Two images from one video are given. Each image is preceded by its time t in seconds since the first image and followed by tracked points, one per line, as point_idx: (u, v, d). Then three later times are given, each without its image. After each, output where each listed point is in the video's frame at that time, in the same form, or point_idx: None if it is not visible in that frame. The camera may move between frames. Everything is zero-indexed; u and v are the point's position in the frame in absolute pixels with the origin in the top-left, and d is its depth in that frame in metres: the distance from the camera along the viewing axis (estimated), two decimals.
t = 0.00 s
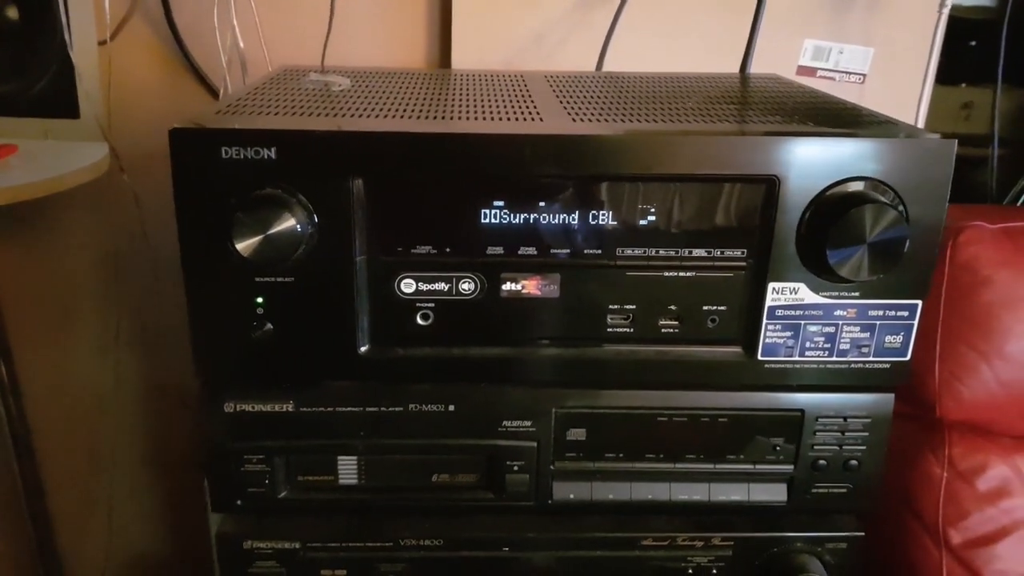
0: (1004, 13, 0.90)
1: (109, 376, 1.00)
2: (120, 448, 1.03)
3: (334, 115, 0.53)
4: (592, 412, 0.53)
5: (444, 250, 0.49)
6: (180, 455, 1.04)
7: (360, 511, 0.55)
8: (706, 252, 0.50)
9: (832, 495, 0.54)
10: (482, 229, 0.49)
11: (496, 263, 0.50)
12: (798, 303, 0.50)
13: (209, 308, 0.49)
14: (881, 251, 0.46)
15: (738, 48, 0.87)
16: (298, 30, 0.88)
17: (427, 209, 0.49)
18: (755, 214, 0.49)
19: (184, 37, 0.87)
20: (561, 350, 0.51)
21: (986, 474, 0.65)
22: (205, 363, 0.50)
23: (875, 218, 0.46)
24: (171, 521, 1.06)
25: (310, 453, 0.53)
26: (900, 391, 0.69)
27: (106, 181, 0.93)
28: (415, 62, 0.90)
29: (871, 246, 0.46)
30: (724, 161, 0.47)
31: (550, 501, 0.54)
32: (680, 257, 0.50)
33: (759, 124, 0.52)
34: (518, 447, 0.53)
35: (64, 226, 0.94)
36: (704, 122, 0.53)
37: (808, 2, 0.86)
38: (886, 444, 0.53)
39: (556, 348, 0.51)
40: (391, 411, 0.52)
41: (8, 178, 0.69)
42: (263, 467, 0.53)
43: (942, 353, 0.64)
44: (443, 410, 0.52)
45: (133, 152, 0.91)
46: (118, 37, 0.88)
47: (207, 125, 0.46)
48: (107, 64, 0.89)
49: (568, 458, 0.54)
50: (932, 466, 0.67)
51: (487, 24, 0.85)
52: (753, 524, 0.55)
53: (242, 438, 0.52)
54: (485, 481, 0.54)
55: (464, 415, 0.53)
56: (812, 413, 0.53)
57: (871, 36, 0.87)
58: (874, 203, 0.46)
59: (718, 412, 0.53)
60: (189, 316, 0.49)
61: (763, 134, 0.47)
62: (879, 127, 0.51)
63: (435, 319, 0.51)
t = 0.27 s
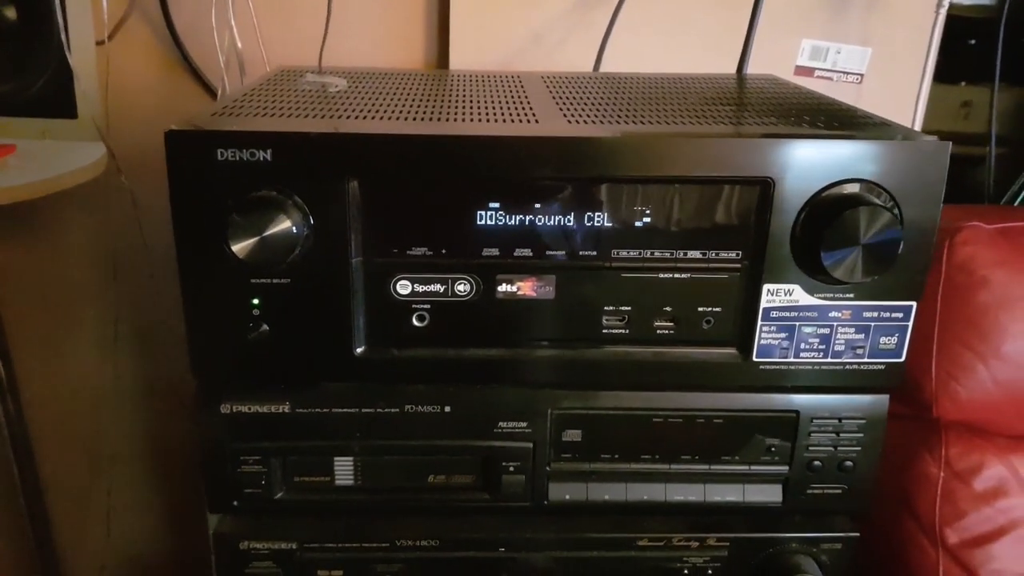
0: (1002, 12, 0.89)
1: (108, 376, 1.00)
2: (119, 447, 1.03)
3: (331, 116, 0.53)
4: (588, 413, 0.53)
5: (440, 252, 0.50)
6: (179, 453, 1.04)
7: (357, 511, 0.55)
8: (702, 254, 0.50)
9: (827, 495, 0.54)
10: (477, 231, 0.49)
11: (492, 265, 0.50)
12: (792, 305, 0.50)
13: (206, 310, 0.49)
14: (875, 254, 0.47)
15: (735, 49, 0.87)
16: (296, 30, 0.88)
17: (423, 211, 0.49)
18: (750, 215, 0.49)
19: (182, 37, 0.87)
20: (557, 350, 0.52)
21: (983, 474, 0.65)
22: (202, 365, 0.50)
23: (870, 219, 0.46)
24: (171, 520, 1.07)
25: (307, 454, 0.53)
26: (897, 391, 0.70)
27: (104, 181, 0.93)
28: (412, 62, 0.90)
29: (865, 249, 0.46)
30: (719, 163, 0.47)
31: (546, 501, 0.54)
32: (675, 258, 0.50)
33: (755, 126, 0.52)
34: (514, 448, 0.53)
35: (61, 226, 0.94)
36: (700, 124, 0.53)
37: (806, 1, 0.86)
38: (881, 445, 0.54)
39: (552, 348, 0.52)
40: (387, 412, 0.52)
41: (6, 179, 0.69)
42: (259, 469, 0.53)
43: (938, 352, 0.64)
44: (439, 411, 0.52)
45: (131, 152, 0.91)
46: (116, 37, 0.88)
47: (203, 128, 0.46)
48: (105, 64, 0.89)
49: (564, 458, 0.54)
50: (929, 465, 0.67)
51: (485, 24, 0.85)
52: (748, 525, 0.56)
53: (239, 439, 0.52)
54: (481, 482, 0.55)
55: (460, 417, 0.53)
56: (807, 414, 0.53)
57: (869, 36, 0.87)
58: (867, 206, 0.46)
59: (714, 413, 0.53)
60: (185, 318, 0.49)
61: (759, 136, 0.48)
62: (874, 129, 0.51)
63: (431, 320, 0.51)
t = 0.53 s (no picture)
0: (1001, 13, 0.89)
1: (108, 378, 1.00)
2: (119, 450, 1.03)
3: (331, 122, 0.53)
4: (587, 417, 0.53)
5: (440, 257, 0.50)
6: (179, 454, 1.04)
7: (357, 514, 0.55)
8: (700, 258, 0.50)
9: (825, 498, 0.55)
10: (476, 236, 0.49)
11: (491, 269, 0.50)
12: (790, 309, 0.50)
13: (206, 314, 0.49)
14: (872, 259, 0.47)
15: (734, 51, 0.87)
16: (296, 32, 0.88)
17: (422, 217, 0.49)
18: (748, 220, 0.49)
19: (182, 39, 0.88)
20: (556, 355, 0.52)
21: (981, 475, 0.65)
22: (202, 369, 0.50)
23: (866, 225, 0.46)
24: (170, 522, 1.07)
25: (307, 458, 0.53)
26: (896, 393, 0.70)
27: (104, 183, 0.93)
28: (413, 65, 0.90)
29: (862, 254, 0.47)
30: (718, 169, 0.48)
31: (545, 504, 0.55)
32: (673, 263, 0.50)
33: (754, 131, 0.52)
34: (513, 452, 0.53)
35: (61, 228, 0.94)
36: (699, 129, 0.53)
37: (805, 4, 0.86)
38: (879, 448, 0.54)
39: (551, 352, 0.52)
40: (387, 416, 0.53)
41: (8, 182, 0.69)
42: (259, 472, 0.53)
43: (937, 354, 0.64)
44: (439, 415, 0.53)
45: (132, 154, 0.92)
46: (117, 39, 0.88)
47: (204, 133, 0.46)
48: (106, 67, 0.89)
49: (563, 462, 0.54)
50: (927, 467, 0.67)
51: (484, 26, 0.85)
52: (746, 528, 0.56)
53: (239, 443, 0.52)
54: (480, 485, 0.55)
55: (459, 420, 0.53)
56: (804, 418, 0.53)
57: (867, 38, 0.87)
58: (865, 211, 0.46)
59: (712, 417, 0.53)
60: (186, 322, 0.49)
61: (757, 141, 0.48)
62: (872, 135, 0.51)
63: (430, 324, 0.51)
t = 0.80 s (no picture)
0: (1001, 15, 0.90)
1: (110, 380, 1.00)
2: (120, 451, 1.03)
3: (334, 126, 0.53)
4: (588, 420, 0.54)
5: (442, 261, 0.50)
6: (180, 456, 1.04)
7: (359, 517, 0.55)
8: (701, 263, 0.50)
9: (825, 501, 0.55)
10: (479, 240, 0.50)
11: (493, 274, 0.50)
12: (790, 314, 0.50)
13: (210, 319, 0.50)
14: (872, 264, 0.47)
15: (734, 55, 0.88)
16: (298, 36, 0.88)
17: (425, 221, 0.49)
18: (749, 225, 0.50)
19: (184, 43, 0.88)
20: (558, 358, 0.52)
21: (981, 477, 0.65)
22: (206, 373, 0.51)
23: (866, 230, 0.46)
24: (172, 524, 1.07)
25: (309, 461, 0.53)
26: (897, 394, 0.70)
27: (106, 185, 0.93)
28: (414, 68, 0.91)
29: (862, 258, 0.47)
30: (719, 174, 0.48)
31: (547, 507, 0.55)
32: (674, 267, 0.50)
33: (754, 136, 0.52)
34: (515, 455, 0.54)
35: (64, 230, 0.95)
36: (700, 134, 0.53)
37: (805, 7, 0.86)
38: (879, 451, 0.54)
39: (553, 356, 0.52)
40: (389, 420, 0.53)
41: (12, 184, 0.69)
42: (263, 475, 0.53)
43: (937, 356, 0.64)
44: (441, 418, 0.53)
45: (133, 156, 0.92)
46: (119, 43, 0.89)
47: (209, 139, 0.47)
48: (108, 70, 0.90)
49: (564, 465, 0.54)
50: (926, 468, 0.68)
51: (486, 29, 0.85)
52: (747, 531, 0.56)
53: (243, 447, 0.53)
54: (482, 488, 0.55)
55: (461, 424, 0.53)
56: (805, 421, 0.54)
57: (868, 41, 0.87)
58: (865, 216, 0.46)
59: (713, 420, 0.54)
60: (190, 326, 0.50)
61: (759, 146, 0.48)
62: (872, 139, 0.52)
63: (433, 328, 0.51)
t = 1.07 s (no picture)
0: (1001, 18, 0.90)
1: (113, 382, 1.01)
2: (123, 453, 1.04)
3: (338, 134, 0.54)
4: (590, 425, 0.54)
5: (445, 268, 0.50)
6: (184, 458, 1.04)
7: (363, 522, 0.56)
8: (702, 270, 0.51)
9: (825, 506, 0.55)
10: (481, 247, 0.50)
11: (496, 281, 0.51)
12: (790, 320, 0.51)
13: (216, 325, 0.50)
14: (871, 271, 0.48)
15: (735, 60, 0.88)
16: (301, 41, 0.89)
17: (429, 229, 0.50)
18: (750, 233, 0.50)
19: (187, 48, 0.88)
20: (561, 364, 0.53)
21: (980, 479, 0.66)
22: (211, 379, 0.51)
23: (866, 239, 0.47)
24: (174, 526, 1.07)
25: (314, 466, 0.54)
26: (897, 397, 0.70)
27: (110, 189, 0.94)
28: (416, 73, 0.91)
29: (861, 266, 0.47)
30: (720, 182, 0.48)
31: (549, 511, 0.55)
32: (675, 274, 0.51)
33: (755, 144, 0.53)
34: (517, 460, 0.54)
35: (68, 233, 0.95)
36: (701, 141, 0.54)
37: (805, 12, 0.86)
38: (879, 456, 0.55)
39: (556, 362, 0.53)
40: (393, 425, 0.53)
41: (19, 188, 0.69)
42: (267, 480, 0.54)
43: (937, 360, 0.64)
44: (444, 424, 0.53)
45: (137, 161, 0.92)
46: (123, 48, 0.89)
47: (215, 148, 0.47)
48: (112, 75, 0.90)
49: (566, 470, 0.55)
50: (926, 471, 0.68)
51: (488, 34, 0.86)
52: (747, 535, 0.57)
53: (248, 452, 0.53)
54: (485, 493, 0.56)
55: (464, 429, 0.54)
56: (805, 426, 0.54)
57: (868, 45, 0.88)
58: (865, 224, 0.47)
59: (714, 426, 0.54)
60: (196, 333, 0.50)
61: (760, 155, 0.49)
62: (872, 147, 0.52)
63: (436, 334, 0.52)
